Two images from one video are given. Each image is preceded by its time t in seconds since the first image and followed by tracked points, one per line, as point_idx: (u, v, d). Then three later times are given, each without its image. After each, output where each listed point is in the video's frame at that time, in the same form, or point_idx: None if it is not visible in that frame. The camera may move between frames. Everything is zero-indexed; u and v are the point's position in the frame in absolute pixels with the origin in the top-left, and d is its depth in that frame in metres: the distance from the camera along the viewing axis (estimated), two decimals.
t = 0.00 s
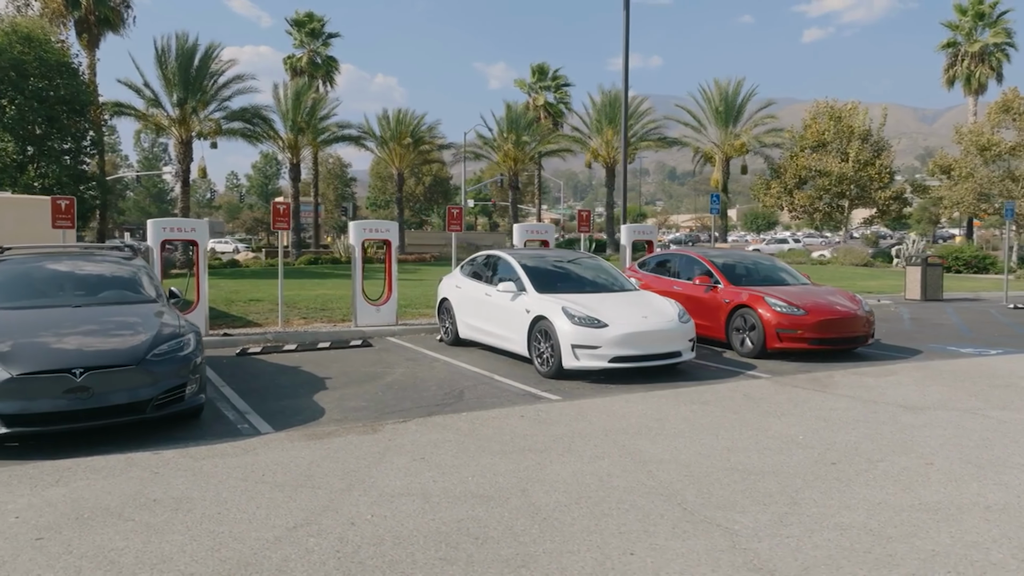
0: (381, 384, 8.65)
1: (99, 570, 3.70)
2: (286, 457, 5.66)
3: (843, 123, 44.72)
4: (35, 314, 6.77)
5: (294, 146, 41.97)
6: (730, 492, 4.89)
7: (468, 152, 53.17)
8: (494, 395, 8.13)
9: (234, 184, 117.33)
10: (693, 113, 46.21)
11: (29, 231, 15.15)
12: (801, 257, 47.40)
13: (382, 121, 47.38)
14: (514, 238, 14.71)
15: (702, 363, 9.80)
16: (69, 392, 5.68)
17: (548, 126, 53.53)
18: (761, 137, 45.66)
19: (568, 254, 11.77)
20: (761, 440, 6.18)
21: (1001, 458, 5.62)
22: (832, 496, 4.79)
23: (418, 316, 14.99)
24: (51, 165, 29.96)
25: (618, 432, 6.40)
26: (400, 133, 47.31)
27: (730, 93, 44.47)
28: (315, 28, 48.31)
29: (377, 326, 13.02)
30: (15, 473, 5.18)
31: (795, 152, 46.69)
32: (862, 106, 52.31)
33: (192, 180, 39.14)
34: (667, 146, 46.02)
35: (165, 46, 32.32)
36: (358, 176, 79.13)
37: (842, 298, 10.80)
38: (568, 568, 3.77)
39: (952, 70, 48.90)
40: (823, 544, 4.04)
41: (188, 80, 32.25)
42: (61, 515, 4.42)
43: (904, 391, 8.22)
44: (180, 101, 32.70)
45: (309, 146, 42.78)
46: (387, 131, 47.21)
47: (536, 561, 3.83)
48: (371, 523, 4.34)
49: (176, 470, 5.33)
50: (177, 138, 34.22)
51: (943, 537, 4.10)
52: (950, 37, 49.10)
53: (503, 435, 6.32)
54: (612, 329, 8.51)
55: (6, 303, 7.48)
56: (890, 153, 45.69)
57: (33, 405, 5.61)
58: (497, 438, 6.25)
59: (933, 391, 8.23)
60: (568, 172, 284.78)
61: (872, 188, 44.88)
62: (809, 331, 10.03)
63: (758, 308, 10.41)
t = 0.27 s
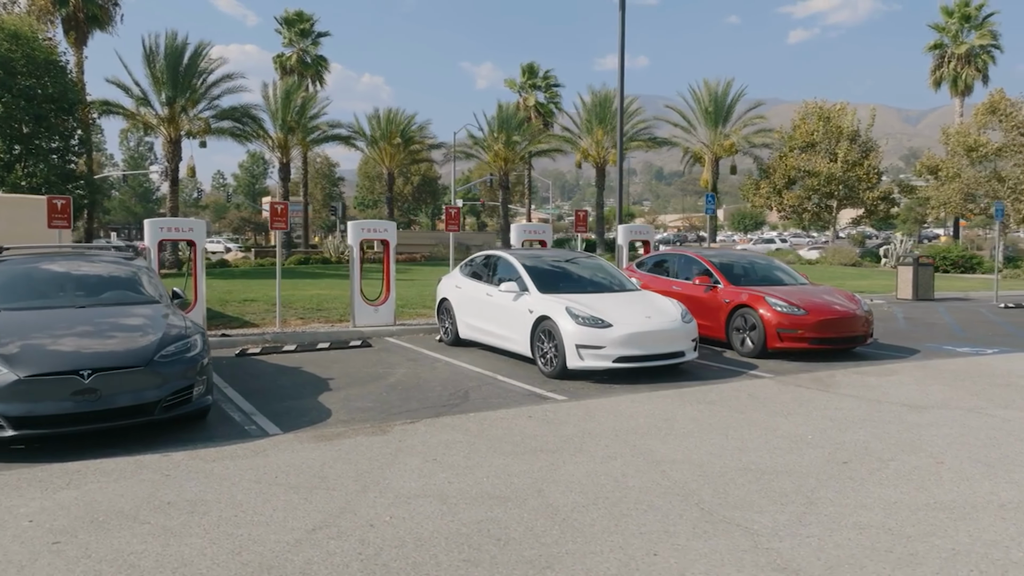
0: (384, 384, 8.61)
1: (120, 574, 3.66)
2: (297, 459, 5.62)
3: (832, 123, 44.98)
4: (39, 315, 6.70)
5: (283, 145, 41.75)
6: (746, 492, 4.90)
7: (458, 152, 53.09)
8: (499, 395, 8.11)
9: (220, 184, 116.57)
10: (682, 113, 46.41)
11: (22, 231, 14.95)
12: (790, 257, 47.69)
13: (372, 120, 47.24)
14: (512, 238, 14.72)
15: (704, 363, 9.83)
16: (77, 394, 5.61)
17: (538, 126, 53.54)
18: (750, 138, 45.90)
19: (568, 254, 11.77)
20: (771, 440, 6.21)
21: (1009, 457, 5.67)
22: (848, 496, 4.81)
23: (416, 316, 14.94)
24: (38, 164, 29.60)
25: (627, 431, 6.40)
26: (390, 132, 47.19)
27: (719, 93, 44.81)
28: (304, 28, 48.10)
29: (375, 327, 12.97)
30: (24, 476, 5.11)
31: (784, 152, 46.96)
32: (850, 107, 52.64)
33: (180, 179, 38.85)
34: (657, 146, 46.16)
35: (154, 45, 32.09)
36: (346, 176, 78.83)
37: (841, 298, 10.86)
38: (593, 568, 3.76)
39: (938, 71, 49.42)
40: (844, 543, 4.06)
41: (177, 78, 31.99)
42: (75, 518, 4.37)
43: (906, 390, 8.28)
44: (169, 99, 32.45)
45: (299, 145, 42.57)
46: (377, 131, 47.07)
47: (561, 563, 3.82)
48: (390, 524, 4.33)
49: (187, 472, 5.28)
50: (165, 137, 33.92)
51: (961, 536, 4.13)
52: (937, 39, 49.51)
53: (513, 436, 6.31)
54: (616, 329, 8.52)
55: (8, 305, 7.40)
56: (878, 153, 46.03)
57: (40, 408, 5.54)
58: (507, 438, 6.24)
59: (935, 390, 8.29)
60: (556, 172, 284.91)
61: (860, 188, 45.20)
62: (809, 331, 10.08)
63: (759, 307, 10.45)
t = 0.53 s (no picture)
0: (388, 385, 8.58)
1: None
2: (309, 460, 5.58)
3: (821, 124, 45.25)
4: (42, 316, 6.63)
5: (273, 144, 41.52)
6: (762, 491, 4.91)
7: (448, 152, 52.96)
8: (504, 395, 8.10)
9: (207, 183, 115.81)
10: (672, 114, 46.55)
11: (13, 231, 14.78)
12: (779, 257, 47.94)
13: (362, 120, 47.09)
14: (510, 238, 14.73)
15: (706, 363, 9.86)
16: (84, 396, 5.55)
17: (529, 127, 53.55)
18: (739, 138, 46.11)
19: (567, 254, 11.78)
20: (781, 439, 6.23)
21: (1017, 456, 5.72)
22: (863, 495, 4.83)
23: (413, 317, 14.90)
24: (25, 163, 29.30)
25: (637, 431, 6.41)
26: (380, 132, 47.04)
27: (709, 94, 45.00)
28: (294, 27, 47.88)
29: (373, 327, 12.93)
30: (34, 479, 5.05)
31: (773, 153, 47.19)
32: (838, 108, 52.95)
33: (169, 178, 38.54)
34: (647, 146, 46.25)
35: (142, 43, 31.84)
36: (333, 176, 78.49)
37: (840, 298, 10.92)
38: (618, 569, 3.75)
39: (925, 73, 49.83)
40: (865, 541, 4.07)
41: (166, 76, 31.76)
42: (90, 521, 4.32)
43: (908, 389, 8.35)
44: (158, 98, 32.20)
45: (288, 145, 42.34)
46: (367, 130, 46.93)
47: (585, 563, 3.81)
48: (410, 525, 4.30)
49: (199, 475, 5.23)
50: (154, 136, 33.64)
51: (980, 534, 4.15)
52: (923, 40, 49.94)
53: (523, 436, 6.30)
54: (620, 329, 8.53)
55: (10, 305, 7.31)
56: (866, 154, 46.36)
57: (47, 410, 5.48)
58: (517, 439, 6.23)
59: (936, 389, 8.36)
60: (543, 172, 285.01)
61: (848, 189, 45.50)
62: (810, 330, 10.13)
63: (759, 307, 10.50)
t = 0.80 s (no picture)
0: (393, 385, 8.55)
1: None
2: (323, 461, 5.54)
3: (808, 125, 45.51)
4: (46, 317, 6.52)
5: (261, 143, 41.26)
6: (780, 490, 4.93)
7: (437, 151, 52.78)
8: (510, 395, 8.09)
9: (191, 182, 114.91)
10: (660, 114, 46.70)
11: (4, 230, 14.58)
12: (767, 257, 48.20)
13: (350, 119, 46.90)
14: (507, 238, 14.66)
15: (707, 362, 9.89)
16: (94, 398, 5.47)
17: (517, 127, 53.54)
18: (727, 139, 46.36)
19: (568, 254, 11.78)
20: (791, 438, 6.26)
21: None
22: (880, 493, 4.87)
23: (409, 317, 14.85)
24: (10, 162, 28.93)
25: (648, 431, 6.42)
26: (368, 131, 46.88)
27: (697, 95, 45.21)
28: (282, 25, 47.58)
29: (371, 327, 12.87)
30: (47, 483, 4.97)
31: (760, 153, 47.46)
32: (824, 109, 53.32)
33: (155, 177, 38.19)
34: (635, 146, 46.37)
35: (128, 41, 31.53)
36: (319, 175, 78.10)
37: (838, 297, 11.00)
38: (647, 570, 3.74)
39: (911, 75, 50.27)
40: (888, 539, 4.10)
41: (152, 75, 31.47)
42: (109, 524, 4.27)
43: (911, 388, 8.42)
44: (144, 97, 31.92)
45: (276, 144, 42.07)
46: (356, 130, 46.73)
47: (613, 564, 3.81)
48: (433, 527, 4.28)
49: (214, 476, 5.18)
50: (140, 135, 33.32)
51: (1000, 531, 4.20)
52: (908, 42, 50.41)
53: (535, 436, 6.28)
54: (625, 329, 8.54)
55: (10, 306, 7.20)
56: (852, 154, 46.69)
57: (58, 412, 5.39)
58: (530, 439, 6.22)
59: (939, 388, 8.43)
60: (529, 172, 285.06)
61: (835, 189, 45.81)
62: (810, 329, 10.19)
63: (760, 307, 10.55)
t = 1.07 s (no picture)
0: (396, 385, 8.52)
1: None
2: (335, 462, 5.51)
3: (797, 125, 45.73)
4: (51, 317, 6.44)
5: (250, 143, 41.05)
6: (794, 489, 4.96)
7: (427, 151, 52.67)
8: (515, 394, 8.08)
9: (176, 182, 114.08)
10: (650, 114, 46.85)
11: None
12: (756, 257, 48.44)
13: (340, 119, 46.72)
14: (505, 238, 14.62)
15: (709, 361, 9.93)
16: (103, 399, 5.41)
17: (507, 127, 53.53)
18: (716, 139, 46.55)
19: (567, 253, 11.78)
20: (800, 437, 6.29)
21: None
22: (893, 491, 4.90)
23: (406, 317, 14.80)
24: None
25: (658, 431, 6.43)
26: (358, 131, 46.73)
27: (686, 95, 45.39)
28: (271, 24, 47.32)
29: (370, 327, 12.81)
30: (57, 486, 4.91)
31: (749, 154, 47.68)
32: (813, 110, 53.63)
33: (144, 177, 37.90)
34: (625, 146, 46.47)
35: (116, 39, 31.27)
36: (306, 175, 77.76)
37: (837, 297, 11.06)
38: (671, 569, 3.75)
39: (898, 76, 50.67)
40: (907, 538, 4.12)
41: (141, 74, 31.21)
42: (125, 527, 4.23)
43: (912, 387, 8.48)
44: (133, 95, 31.67)
45: (265, 143, 41.84)
46: (345, 129, 46.57)
47: (638, 563, 3.81)
48: (453, 527, 4.26)
49: (226, 478, 5.14)
50: (128, 134, 33.04)
51: (1016, 529, 4.23)
52: (896, 44, 50.81)
53: (545, 436, 6.28)
54: (628, 329, 8.55)
55: (10, 307, 7.12)
56: (841, 155, 46.95)
57: (67, 412, 5.32)
58: (540, 438, 6.22)
59: (940, 387, 8.51)
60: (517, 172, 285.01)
61: (823, 189, 46.06)
62: (810, 329, 10.24)
63: (760, 307, 10.59)
